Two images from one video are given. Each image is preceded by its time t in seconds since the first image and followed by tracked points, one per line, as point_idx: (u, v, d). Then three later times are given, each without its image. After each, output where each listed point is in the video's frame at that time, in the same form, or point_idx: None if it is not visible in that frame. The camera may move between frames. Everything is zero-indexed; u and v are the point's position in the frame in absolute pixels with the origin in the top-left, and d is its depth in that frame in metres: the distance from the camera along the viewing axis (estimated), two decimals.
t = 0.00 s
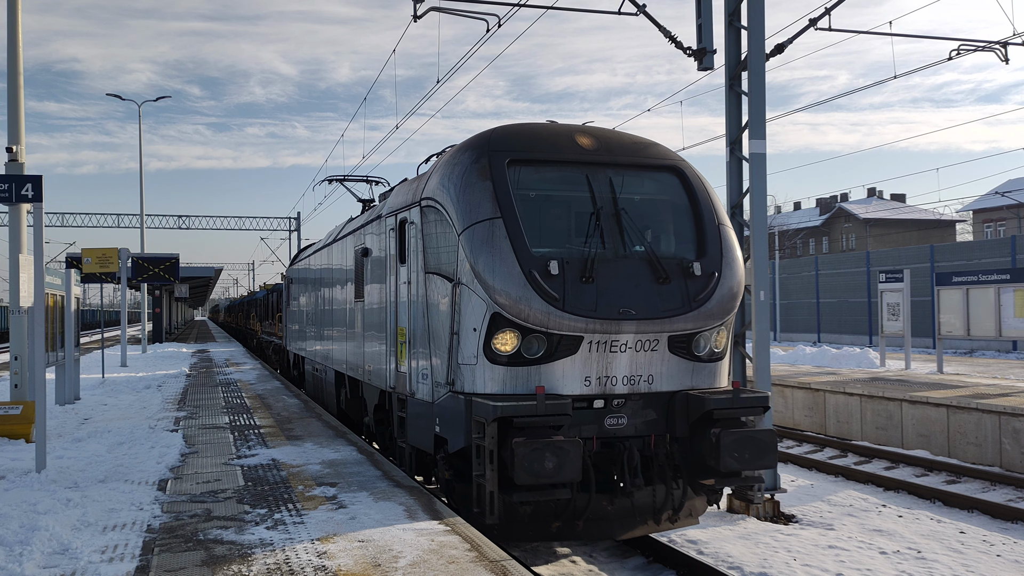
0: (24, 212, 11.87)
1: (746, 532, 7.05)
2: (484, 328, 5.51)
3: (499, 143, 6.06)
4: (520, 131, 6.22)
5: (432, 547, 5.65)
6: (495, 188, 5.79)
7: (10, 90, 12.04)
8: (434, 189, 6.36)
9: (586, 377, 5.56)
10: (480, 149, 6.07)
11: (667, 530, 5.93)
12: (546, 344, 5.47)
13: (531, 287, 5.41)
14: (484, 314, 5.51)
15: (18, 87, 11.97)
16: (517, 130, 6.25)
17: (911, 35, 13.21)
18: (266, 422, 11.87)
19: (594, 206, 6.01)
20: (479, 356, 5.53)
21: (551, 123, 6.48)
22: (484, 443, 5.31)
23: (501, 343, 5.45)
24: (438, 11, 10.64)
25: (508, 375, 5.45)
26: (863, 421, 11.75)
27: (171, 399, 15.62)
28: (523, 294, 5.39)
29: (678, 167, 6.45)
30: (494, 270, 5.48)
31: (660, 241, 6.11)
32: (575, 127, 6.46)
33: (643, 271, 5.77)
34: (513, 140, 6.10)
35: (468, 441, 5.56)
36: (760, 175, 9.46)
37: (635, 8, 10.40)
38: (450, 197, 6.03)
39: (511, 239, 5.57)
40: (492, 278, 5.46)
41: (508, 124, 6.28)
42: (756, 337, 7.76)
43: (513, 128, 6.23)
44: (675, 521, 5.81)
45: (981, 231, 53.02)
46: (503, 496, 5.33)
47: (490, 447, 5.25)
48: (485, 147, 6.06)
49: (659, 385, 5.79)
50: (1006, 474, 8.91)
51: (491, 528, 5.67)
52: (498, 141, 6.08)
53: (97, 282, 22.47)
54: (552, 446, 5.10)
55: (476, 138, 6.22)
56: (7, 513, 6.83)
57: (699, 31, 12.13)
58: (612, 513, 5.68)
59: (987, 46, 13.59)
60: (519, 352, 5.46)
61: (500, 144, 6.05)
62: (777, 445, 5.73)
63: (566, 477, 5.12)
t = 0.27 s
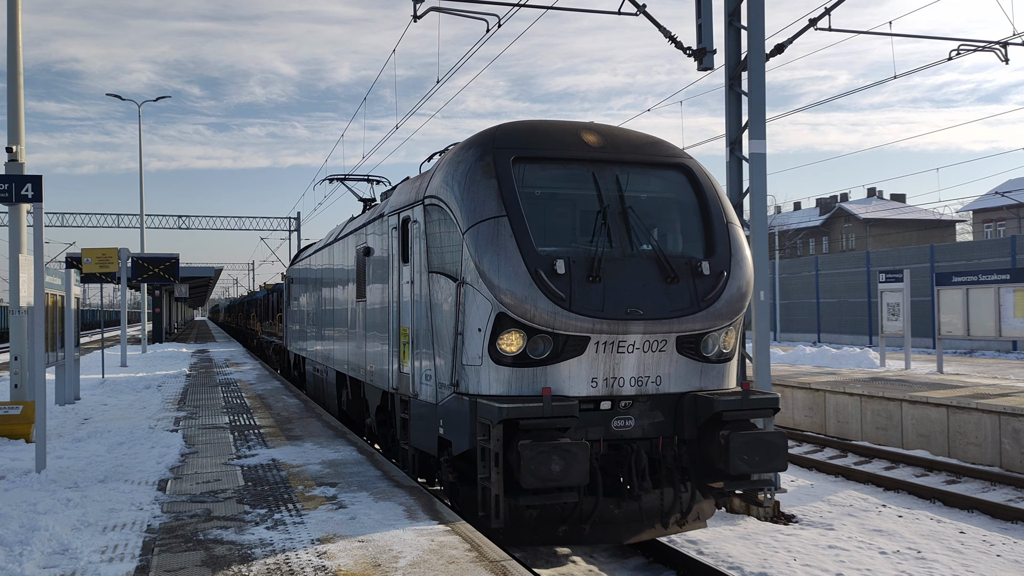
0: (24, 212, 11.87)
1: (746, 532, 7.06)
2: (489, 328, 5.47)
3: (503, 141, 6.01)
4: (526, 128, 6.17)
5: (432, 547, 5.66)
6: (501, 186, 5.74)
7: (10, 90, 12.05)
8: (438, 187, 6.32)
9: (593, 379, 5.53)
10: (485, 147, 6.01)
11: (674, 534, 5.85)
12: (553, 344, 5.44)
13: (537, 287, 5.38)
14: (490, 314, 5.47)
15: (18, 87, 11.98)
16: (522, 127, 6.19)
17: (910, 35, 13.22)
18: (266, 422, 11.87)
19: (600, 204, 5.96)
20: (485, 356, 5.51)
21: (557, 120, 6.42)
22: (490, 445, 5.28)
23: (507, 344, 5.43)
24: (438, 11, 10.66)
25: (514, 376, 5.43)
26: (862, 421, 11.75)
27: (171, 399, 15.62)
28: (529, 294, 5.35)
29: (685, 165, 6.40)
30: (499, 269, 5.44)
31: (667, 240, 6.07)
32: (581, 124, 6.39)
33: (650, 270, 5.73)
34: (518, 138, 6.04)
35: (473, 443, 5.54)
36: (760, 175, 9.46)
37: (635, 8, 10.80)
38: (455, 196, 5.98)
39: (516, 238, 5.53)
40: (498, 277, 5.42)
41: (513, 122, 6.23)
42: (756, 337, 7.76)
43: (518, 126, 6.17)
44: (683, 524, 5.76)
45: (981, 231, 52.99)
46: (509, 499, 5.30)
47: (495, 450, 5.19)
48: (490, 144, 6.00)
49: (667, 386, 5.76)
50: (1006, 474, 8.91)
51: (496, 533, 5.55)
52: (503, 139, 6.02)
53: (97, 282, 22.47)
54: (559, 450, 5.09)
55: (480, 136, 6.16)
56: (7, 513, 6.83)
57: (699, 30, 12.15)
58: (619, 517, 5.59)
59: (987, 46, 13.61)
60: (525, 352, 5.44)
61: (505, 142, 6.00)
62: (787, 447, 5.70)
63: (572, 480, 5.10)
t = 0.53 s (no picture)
0: (24, 212, 11.88)
1: (746, 532, 7.06)
2: (495, 328, 5.36)
3: (509, 138, 5.89)
4: (532, 125, 6.05)
5: (432, 547, 5.65)
6: (506, 184, 5.62)
7: (10, 90, 12.05)
8: (443, 185, 6.21)
9: (600, 380, 5.41)
10: (490, 144, 5.90)
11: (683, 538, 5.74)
12: (560, 345, 5.31)
13: (544, 286, 5.25)
14: (496, 314, 5.36)
15: (18, 87, 11.98)
16: (528, 123, 6.07)
17: (910, 35, 13.24)
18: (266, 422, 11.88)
19: (608, 202, 5.83)
20: (490, 357, 5.39)
21: (563, 117, 6.29)
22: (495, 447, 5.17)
23: (513, 345, 5.31)
24: (437, 12, 10.68)
25: (519, 377, 5.32)
26: (863, 421, 11.75)
27: (171, 399, 15.63)
28: (535, 293, 5.23)
29: (695, 162, 6.26)
30: (505, 269, 5.32)
31: (676, 238, 5.92)
32: (588, 121, 6.27)
33: (659, 269, 5.59)
34: (524, 135, 5.93)
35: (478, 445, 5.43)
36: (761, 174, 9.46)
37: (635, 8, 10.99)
38: (460, 194, 5.86)
39: (523, 237, 5.41)
40: (504, 277, 5.31)
41: (519, 118, 6.11)
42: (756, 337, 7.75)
43: (524, 122, 6.06)
44: (692, 528, 5.66)
45: (981, 231, 53.01)
46: (515, 503, 5.21)
47: (500, 453, 5.12)
48: (495, 141, 5.89)
49: (675, 387, 5.62)
50: (1006, 474, 8.91)
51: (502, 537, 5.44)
52: (509, 136, 5.91)
53: (97, 282, 22.48)
54: (566, 452, 4.97)
55: (485, 133, 6.04)
56: (7, 513, 6.84)
57: (699, 30, 12.15)
58: (627, 521, 5.49)
59: (987, 46, 13.62)
60: (531, 353, 5.31)
61: (511, 139, 5.89)
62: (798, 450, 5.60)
63: (580, 484, 4.98)
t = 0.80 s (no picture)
0: (24, 211, 11.88)
1: (746, 533, 7.07)
2: (501, 328, 5.22)
3: (514, 134, 5.76)
4: (537, 122, 5.92)
5: (432, 547, 5.66)
6: (512, 181, 5.49)
7: (10, 90, 12.06)
8: (446, 183, 6.08)
9: (608, 381, 5.30)
10: (495, 140, 5.76)
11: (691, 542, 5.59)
12: (567, 345, 5.20)
13: (551, 285, 5.13)
14: (502, 313, 5.22)
15: (18, 86, 11.98)
16: (534, 120, 5.94)
17: (910, 35, 13.26)
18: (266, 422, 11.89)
19: (616, 200, 5.70)
20: (496, 358, 5.26)
21: (569, 113, 6.17)
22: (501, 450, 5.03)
23: (519, 345, 5.19)
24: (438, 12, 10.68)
25: (526, 378, 5.19)
26: (862, 421, 11.76)
27: (171, 399, 15.64)
28: (542, 292, 5.10)
29: (703, 160, 6.14)
30: (511, 268, 5.19)
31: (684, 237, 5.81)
32: (594, 118, 6.14)
33: (668, 268, 5.46)
34: (529, 132, 5.80)
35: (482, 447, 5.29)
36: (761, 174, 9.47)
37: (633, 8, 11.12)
38: (465, 192, 5.72)
39: (529, 235, 5.28)
40: (510, 276, 5.18)
41: (524, 115, 5.98)
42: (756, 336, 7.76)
43: (529, 119, 5.93)
44: (701, 532, 5.50)
45: (981, 231, 53.01)
46: (521, 507, 5.07)
47: (506, 456, 4.96)
48: (500, 138, 5.75)
49: (684, 389, 5.53)
50: (1006, 474, 8.92)
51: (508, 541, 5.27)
52: (514, 133, 5.78)
53: (97, 282, 22.48)
54: (574, 455, 4.86)
55: (490, 129, 5.90)
56: (7, 513, 6.84)
57: (699, 30, 12.17)
58: (636, 525, 5.34)
59: (986, 46, 13.64)
60: (538, 354, 5.19)
61: (517, 136, 5.75)
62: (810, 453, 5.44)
63: (588, 488, 4.89)
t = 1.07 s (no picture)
0: (24, 211, 11.89)
1: (746, 533, 7.07)
2: (508, 329, 5.09)
3: (521, 131, 5.62)
4: (544, 118, 5.77)
5: (432, 547, 5.66)
6: (519, 178, 5.36)
7: (10, 90, 12.06)
8: (451, 180, 5.95)
9: (617, 383, 5.11)
10: (501, 138, 5.63)
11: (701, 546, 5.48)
12: (575, 346, 5.03)
13: (558, 285, 4.99)
14: (509, 314, 5.09)
15: (18, 86, 11.99)
16: (540, 116, 5.80)
17: (910, 36, 13.28)
18: (266, 422, 11.89)
19: (624, 198, 5.55)
20: (502, 359, 5.12)
21: (577, 110, 6.02)
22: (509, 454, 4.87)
23: (526, 346, 5.04)
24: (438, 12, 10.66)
25: (533, 380, 5.04)
26: (862, 421, 11.76)
27: (171, 399, 15.65)
28: (550, 292, 4.97)
29: (713, 157, 5.97)
30: (518, 267, 5.07)
31: (695, 235, 5.63)
32: (602, 114, 6.00)
33: (678, 267, 5.31)
34: (536, 128, 5.66)
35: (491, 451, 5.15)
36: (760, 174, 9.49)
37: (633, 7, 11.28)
38: (471, 190, 5.60)
39: (536, 234, 5.14)
40: (517, 276, 5.05)
41: (531, 111, 5.84)
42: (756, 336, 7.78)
43: (536, 115, 5.79)
44: (711, 537, 5.37)
45: (981, 231, 53.00)
46: (529, 512, 4.90)
47: (514, 459, 4.80)
48: (506, 135, 5.62)
49: (694, 391, 5.33)
50: (1006, 474, 8.92)
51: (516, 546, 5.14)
52: (520, 129, 5.64)
53: (98, 282, 22.49)
54: (583, 459, 4.69)
55: (496, 127, 5.77)
56: (7, 513, 6.84)
57: (699, 31, 12.19)
58: (645, 529, 5.24)
59: (986, 46, 13.67)
60: (545, 355, 5.04)
61: (523, 132, 5.62)
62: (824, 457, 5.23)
63: (598, 492, 4.71)
